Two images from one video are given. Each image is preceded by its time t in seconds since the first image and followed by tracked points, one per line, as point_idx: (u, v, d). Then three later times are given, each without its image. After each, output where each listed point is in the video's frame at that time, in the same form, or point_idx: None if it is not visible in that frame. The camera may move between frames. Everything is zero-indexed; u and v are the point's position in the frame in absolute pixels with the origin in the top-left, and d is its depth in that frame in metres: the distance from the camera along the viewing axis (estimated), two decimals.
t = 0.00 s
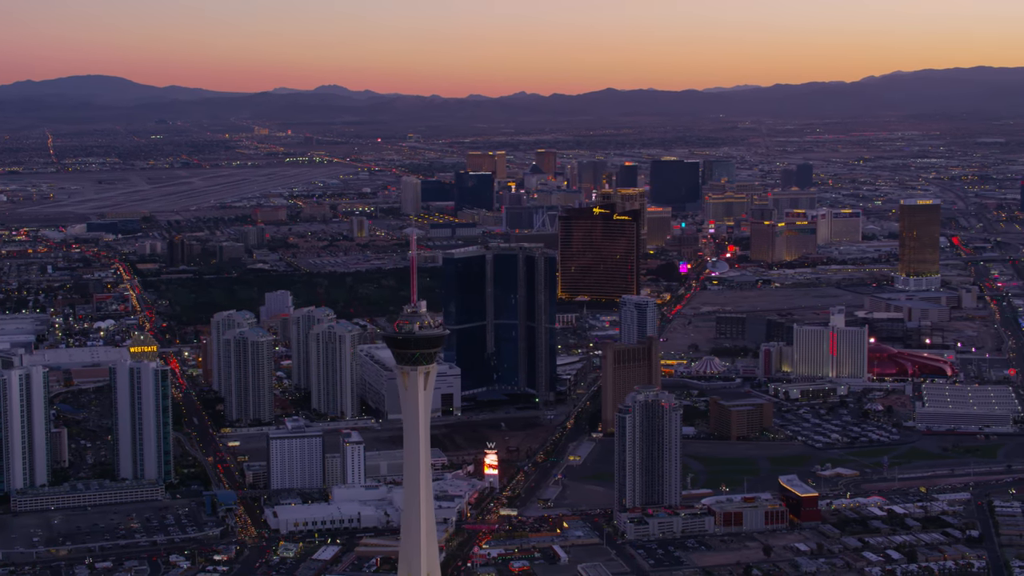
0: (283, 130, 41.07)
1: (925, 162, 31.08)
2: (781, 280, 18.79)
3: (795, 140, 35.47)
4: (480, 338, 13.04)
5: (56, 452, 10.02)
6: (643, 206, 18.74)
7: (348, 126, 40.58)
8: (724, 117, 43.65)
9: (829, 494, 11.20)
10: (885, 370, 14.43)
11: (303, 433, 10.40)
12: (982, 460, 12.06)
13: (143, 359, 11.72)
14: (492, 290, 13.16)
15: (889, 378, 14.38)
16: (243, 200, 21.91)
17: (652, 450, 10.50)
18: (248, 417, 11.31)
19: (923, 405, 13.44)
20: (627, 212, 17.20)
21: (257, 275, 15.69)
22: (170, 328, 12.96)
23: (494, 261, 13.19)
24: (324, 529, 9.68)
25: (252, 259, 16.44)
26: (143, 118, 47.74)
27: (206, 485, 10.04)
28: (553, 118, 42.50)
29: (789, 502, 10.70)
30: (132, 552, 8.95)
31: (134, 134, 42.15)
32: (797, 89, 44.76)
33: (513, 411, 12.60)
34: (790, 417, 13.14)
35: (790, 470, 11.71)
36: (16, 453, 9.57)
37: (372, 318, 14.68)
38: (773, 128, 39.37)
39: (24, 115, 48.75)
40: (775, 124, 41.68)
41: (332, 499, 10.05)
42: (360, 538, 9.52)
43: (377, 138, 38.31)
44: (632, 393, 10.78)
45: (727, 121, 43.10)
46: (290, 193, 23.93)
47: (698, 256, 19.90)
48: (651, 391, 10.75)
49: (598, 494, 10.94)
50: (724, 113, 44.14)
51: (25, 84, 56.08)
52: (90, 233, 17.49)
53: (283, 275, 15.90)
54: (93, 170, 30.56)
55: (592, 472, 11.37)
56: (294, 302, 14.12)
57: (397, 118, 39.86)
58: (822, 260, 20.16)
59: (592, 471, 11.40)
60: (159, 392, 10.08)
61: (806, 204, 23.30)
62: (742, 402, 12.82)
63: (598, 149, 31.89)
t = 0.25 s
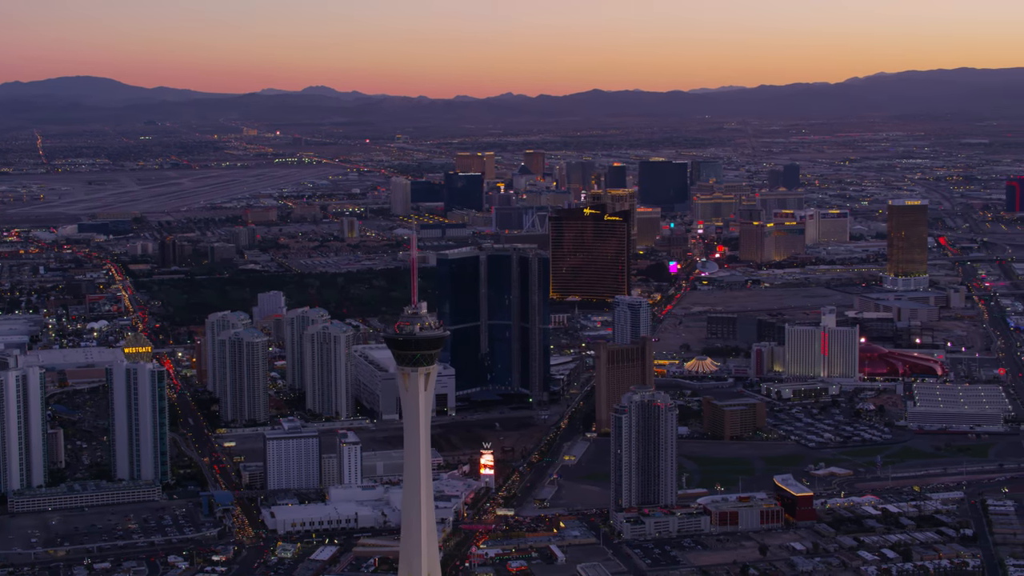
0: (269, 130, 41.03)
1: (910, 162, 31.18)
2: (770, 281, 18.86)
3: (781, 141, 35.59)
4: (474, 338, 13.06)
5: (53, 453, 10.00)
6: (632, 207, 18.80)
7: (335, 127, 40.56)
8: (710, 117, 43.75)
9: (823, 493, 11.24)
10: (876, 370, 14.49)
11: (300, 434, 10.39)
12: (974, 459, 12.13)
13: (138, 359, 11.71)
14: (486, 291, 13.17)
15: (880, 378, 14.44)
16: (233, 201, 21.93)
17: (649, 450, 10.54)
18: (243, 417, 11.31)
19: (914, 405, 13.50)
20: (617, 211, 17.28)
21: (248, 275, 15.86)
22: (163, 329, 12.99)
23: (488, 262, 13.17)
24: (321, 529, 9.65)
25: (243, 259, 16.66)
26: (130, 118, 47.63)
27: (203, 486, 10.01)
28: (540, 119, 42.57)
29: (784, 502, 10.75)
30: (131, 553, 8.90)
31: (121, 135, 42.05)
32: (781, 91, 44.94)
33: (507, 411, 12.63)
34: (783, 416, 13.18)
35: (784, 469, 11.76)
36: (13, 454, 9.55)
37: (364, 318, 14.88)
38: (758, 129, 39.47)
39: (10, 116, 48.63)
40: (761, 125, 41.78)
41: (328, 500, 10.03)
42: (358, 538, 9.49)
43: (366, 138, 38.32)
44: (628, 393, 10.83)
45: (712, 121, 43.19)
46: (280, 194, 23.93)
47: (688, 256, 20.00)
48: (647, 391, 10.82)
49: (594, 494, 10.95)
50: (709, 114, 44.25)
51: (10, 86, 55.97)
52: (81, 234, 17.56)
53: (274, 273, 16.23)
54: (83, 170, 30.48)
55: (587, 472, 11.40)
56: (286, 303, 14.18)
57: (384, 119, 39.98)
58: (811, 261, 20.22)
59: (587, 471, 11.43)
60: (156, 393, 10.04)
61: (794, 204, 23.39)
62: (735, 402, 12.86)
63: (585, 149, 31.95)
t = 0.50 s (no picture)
0: (257, 131, 41.01)
1: (896, 163, 31.26)
2: (760, 281, 18.93)
3: (768, 142, 35.68)
4: (468, 338, 13.08)
5: (50, 454, 9.98)
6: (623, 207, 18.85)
7: (323, 128, 40.55)
8: (697, 119, 43.79)
9: (818, 493, 11.29)
10: (868, 370, 14.55)
11: (297, 434, 10.37)
12: (967, 458, 12.19)
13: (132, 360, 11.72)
14: (480, 291, 13.19)
15: (872, 378, 14.49)
16: (224, 202, 21.95)
17: (645, 450, 10.56)
18: (239, 418, 11.31)
19: (906, 404, 13.55)
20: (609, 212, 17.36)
21: (241, 276, 16.03)
22: (157, 330, 13.05)
23: (483, 262, 13.20)
24: (319, 530, 9.62)
25: (235, 261, 16.90)
26: (117, 119, 47.55)
27: (200, 486, 9.98)
28: (528, 120, 42.61)
29: (779, 501, 10.79)
30: (130, 554, 8.84)
31: (108, 136, 41.99)
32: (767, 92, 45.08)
33: (501, 411, 12.66)
34: (776, 416, 13.23)
35: (779, 469, 11.80)
36: (11, 455, 9.53)
37: (357, 319, 15.08)
38: (745, 130, 39.55)
39: None
40: (747, 126, 41.84)
41: (326, 500, 10.01)
42: (356, 539, 9.47)
43: (355, 139, 38.31)
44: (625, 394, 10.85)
45: (699, 122, 43.24)
46: (271, 195, 23.92)
47: (678, 257, 20.10)
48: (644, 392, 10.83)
49: (590, 494, 10.98)
50: (696, 115, 44.35)
51: None
52: (73, 235, 17.65)
53: (266, 273, 16.49)
54: (74, 171, 30.39)
55: (583, 472, 11.42)
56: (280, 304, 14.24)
57: (373, 120, 40.01)
58: (800, 261, 20.29)
59: (583, 471, 11.45)
60: (153, 394, 10.03)
61: (783, 205, 23.47)
62: (729, 402, 12.90)
63: (574, 150, 32.01)
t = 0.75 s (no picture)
0: (245, 132, 40.97)
1: (883, 164, 31.32)
2: (751, 281, 19.00)
3: (756, 143, 35.77)
4: (463, 339, 13.09)
5: (47, 455, 9.95)
6: (614, 208, 18.88)
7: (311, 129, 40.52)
8: (684, 119, 43.85)
9: (814, 492, 11.33)
10: (860, 370, 14.60)
11: (294, 435, 10.33)
12: (961, 457, 12.24)
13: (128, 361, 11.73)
14: (475, 292, 13.19)
15: (865, 378, 14.54)
16: (215, 203, 21.95)
17: (643, 450, 10.56)
18: (235, 419, 11.30)
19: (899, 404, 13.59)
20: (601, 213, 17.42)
21: (232, 277, 16.12)
22: (150, 331, 13.09)
23: (478, 263, 13.20)
24: (317, 531, 9.57)
25: (227, 261, 17.03)
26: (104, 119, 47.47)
27: (198, 487, 9.92)
28: (516, 121, 42.64)
29: (776, 501, 10.82)
30: (129, 555, 8.79)
31: (96, 137, 41.89)
32: (753, 93, 45.18)
33: (496, 412, 12.69)
34: (770, 416, 13.26)
35: (774, 469, 11.84)
36: (8, 457, 9.50)
37: (350, 321, 15.20)
38: (732, 130, 39.63)
39: None
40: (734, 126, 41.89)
41: (324, 500, 9.97)
42: (355, 539, 9.40)
43: (344, 140, 38.30)
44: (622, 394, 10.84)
45: (686, 123, 43.28)
46: (261, 196, 23.91)
47: (668, 257, 20.16)
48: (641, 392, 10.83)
49: (586, 494, 10.99)
50: (683, 116, 44.44)
51: None
52: (65, 236, 17.71)
53: (258, 273, 16.63)
54: (64, 172, 30.32)
55: (579, 472, 11.44)
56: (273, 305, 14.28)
57: (361, 121, 40.01)
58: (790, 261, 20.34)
59: (579, 470, 11.47)
60: (150, 395, 10.00)
61: (772, 205, 23.55)
62: (723, 402, 12.93)
63: (562, 151, 32.06)
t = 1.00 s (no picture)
0: (233, 133, 40.90)
1: (870, 164, 31.38)
2: (742, 281, 19.04)
3: (743, 143, 35.84)
4: (457, 339, 13.09)
5: (43, 456, 9.91)
6: (606, 209, 18.90)
7: (299, 129, 40.49)
8: (671, 120, 43.89)
9: (809, 492, 11.36)
10: (853, 370, 14.63)
11: (292, 435, 10.28)
12: (955, 457, 12.28)
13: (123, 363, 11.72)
14: (469, 292, 13.20)
15: (858, 378, 14.57)
16: (206, 203, 21.93)
17: (640, 450, 10.56)
18: (230, 419, 11.27)
19: (892, 404, 13.63)
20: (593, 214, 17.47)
21: (224, 278, 16.17)
22: (144, 331, 13.11)
23: (472, 264, 13.21)
24: (315, 531, 9.53)
25: (219, 262, 17.11)
26: (91, 120, 47.39)
27: (195, 488, 9.86)
28: (504, 122, 42.64)
29: (772, 501, 10.85)
30: (127, 556, 8.73)
31: (83, 137, 41.79)
32: (740, 94, 45.26)
33: (491, 412, 12.69)
34: (764, 416, 13.29)
35: (769, 468, 11.86)
36: (4, 458, 9.45)
37: (344, 321, 15.22)
38: (719, 131, 39.70)
39: None
40: (721, 127, 41.94)
41: (321, 501, 9.93)
42: (354, 540, 9.36)
43: (334, 141, 38.28)
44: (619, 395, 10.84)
45: (674, 124, 43.34)
46: (252, 196, 23.88)
47: (659, 257, 20.21)
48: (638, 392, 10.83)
49: (583, 494, 11.00)
50: (670, 117, 44.52)
51: None
52: (57, 237, 17.74)
53: (250, 274, 16.71)
54: (53, 173, 30.24)
55: (575, 472, 11.44)
56: (266, 305, 14.28)
57: (350, 121, 39.98)
58: (781, 261, 20.38)
59: (575, 470, 11.47)
60: (147, 396, 9.95)
61: (761, 206, 23.61)
62: (718, 402, 12.95)
63: (551, 152, 32.08)
